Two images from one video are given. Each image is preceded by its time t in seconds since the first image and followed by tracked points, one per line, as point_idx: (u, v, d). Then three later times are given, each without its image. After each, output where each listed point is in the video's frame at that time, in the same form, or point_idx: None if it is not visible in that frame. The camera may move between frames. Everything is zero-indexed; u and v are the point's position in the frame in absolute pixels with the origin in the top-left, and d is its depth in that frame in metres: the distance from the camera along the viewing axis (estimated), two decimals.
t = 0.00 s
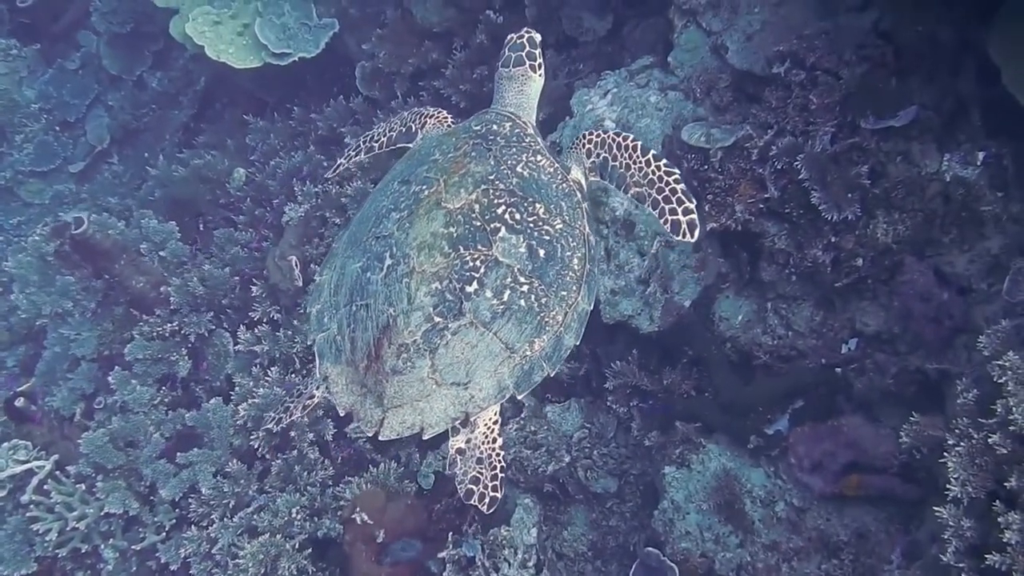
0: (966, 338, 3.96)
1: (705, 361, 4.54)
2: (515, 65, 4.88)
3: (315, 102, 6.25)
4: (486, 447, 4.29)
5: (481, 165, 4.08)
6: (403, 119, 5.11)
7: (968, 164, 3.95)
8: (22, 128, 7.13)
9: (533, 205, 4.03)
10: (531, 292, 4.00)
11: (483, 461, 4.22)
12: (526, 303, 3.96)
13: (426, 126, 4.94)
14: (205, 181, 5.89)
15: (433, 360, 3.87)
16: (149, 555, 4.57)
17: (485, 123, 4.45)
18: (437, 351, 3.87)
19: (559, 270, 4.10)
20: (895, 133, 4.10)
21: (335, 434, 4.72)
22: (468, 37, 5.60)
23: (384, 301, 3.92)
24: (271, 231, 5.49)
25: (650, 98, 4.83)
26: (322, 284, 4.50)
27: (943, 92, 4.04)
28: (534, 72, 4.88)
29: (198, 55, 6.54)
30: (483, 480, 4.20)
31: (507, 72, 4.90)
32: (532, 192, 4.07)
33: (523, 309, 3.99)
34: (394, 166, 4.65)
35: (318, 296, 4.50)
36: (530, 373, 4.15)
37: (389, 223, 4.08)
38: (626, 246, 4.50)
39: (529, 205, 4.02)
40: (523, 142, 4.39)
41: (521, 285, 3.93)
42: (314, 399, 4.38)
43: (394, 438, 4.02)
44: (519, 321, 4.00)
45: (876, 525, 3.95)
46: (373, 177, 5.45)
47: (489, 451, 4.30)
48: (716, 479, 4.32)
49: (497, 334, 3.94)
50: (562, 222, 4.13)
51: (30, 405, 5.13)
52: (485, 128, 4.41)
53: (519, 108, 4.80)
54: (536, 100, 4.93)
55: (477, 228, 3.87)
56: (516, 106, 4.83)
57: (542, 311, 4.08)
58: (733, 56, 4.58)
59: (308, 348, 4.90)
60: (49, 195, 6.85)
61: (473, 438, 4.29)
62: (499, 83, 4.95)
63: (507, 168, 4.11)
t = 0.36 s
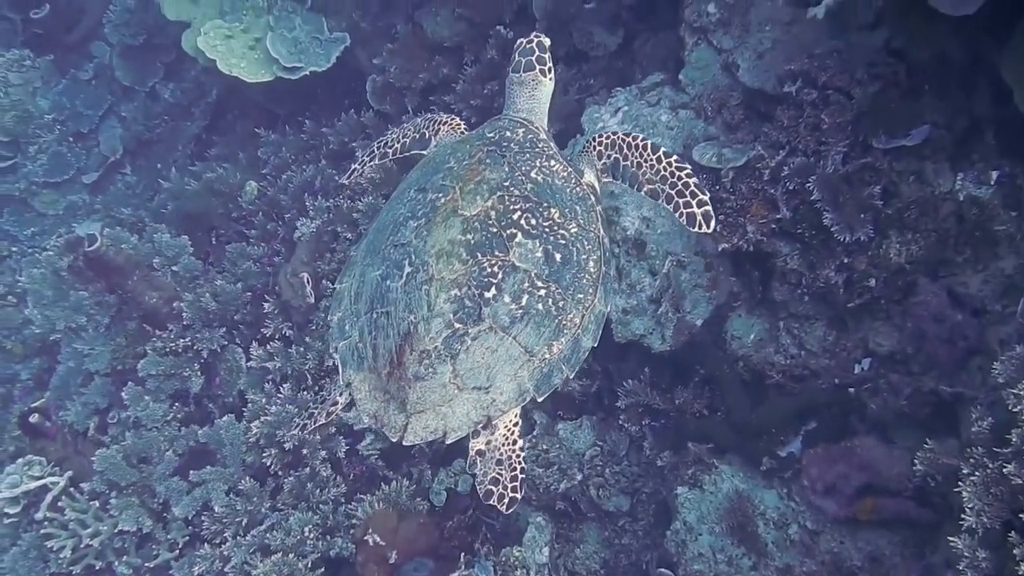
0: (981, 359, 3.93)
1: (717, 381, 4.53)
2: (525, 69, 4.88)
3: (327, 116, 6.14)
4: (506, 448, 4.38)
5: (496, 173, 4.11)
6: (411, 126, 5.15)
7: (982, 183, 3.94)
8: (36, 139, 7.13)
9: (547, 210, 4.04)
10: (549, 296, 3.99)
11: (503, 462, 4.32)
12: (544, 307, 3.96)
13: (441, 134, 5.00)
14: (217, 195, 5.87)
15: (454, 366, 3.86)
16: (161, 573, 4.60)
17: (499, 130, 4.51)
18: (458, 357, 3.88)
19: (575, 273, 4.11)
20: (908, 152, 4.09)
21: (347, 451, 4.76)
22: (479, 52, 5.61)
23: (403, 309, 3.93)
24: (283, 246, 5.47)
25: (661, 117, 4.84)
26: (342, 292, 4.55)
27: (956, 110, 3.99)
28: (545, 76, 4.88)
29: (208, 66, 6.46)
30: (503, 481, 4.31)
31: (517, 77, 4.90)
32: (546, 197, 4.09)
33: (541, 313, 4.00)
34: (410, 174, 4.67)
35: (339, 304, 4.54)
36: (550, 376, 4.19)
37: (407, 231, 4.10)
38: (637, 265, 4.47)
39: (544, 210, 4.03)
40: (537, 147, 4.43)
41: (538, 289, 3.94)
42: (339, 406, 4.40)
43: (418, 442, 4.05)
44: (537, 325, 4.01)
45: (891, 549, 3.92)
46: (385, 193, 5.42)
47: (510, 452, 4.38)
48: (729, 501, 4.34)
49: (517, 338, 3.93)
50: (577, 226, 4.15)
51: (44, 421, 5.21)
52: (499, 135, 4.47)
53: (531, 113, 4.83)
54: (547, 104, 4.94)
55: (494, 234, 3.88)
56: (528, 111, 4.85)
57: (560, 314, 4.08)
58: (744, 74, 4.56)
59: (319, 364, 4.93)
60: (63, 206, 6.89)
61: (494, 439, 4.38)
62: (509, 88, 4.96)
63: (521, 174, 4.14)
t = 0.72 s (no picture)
0: (998, 394, 3.82)
1: (733, 409, 4.52)
2: (540, 80, 4.91)
3: (344, 133, 6.14)
4: (531, 453, 4.39)
5: (515, 183, 4.10)
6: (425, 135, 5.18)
7: (1001, 215, 3.88)
8: (55, 152, 7.24)
9: (566, 219, 4.05)
10: (570, 304, 4.01)
11: (529, 467, 4.37)
12: (565, 314, 3.96)
13: (459, 145, 5.00)
14: (234, 212, 5.92)
15: (478, 374, 3.84)
16: None
17: (516, 141, 4.54)
18: (482, 365, 3.85)
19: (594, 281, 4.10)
20: (925, 183, 4.05)
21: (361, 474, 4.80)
22: (496, 72, 5.60)
23: (426, 319, 3.90)
24: (299, 266, 5.50)
25: (678, 145, 4.83)
26: (365, 302, 4.51)
27: (975, 141, 3.96)
28: (560, 86, 4.91)
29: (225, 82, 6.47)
30: (529, 485, 4.36)
31: (532, 88, 4.93)
32: (565, 207, 4.11)
33: (562, 321, 4.00)
34: (429, 185, 4.68)
35: (362, 315, 4.50)
36: (572, 383, 4.19)
37: (429, 243, 4.08)
38: (651, 293, 4.46)
39: (563, 219, 4.04)
40: (554, 157, 4.43)
41: (559, 297, 3.94)
42: (366, 421, 4.52)
43: (444, 451, 4.02)
44: (559, 332, 4.00)
45: None
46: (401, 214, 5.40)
47: (535, 457, 4.40)
48: (744, 531, 4.36)
49: (539, 346, 3.95)
50: (596, 234, 4.15)
51: (60, 441, 5.23)
52: (517, 146, 4.48)
53: (548, 123, 4.80)
54: (563, 113, 4.94)
55: (515, 244, 3.87)
56: (544, 120, 4.84)
57: (581, 321, 4.09)
58: (762, 102, 4.56)
59: (335, 387, 4.96)
60: (82, 220, 6.99)
61: (518, 445, 4.40)
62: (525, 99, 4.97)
63: (539, 185, 4.14)
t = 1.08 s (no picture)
0: (1009, 422, 3.74)
1: (742, 435, 4.54)
2: (546, 87, 4.91)
3: (353, 152, 6.19)
4: (548, 456, 4.48)
5: (527, 190, 4.16)
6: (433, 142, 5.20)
7: (1011, 243, 3.78)
8: (67, 169, 7.22)
9: (578, 225, 4.11)
10: (583, 308, 4.07)
11: (545, 470, 4.44)
12: (578, 318, 4.04)
13: (469, 153, 5.05)
14: (243, 232, 5.91)
15: (495, 379, 3.93)
16: None
17: (526, 148, 4.59)
18: (498, 369, 3.93)
19: (606, 285, 4.17)
20: (936, 211, 4.02)
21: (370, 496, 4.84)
22: (506, 94, 5.63)
23: (443, 325, 3.96)
24: (309, 286, 5.52)
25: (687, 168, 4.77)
26: (381, 309, 4.60)
27: (985, 168, 3.84)
28: (566, 91, 4.90)
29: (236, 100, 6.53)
30: (546, 487, 4.41)
31: (539, 95, 4.94)
32: (576, 213, 4.17)
33: (576, 324, 4.07)
34: (441, 194, 4.75)
35: (378, 321, 4.59)
36: (587, 385, 4.31)
37: (443, 250, 4.12)
38: (661, 318, 4.48)
39: (575, 225, 4.10)
40: (564, 164, 4.50)
41: (572, 302, 4.01)
42: (393, 430, 4.62)
43: (463, 454, 4.13)
44: (572, 335, 4.09)
45: None
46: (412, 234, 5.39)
47: (552, 459, 4.48)
48: (754, 558, 4.33)
49: (554, 349, 4.01)
50: (607, 239, 4.21)
51: (70, 461, 5.22)
52: (527, 154, 4.54)
53: (556, 131, 4.87)
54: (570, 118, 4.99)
55: (528, 250, 3.92)
56: (553, 129, 4.91)
57: (594, 324, 4.16)
58: (771, 128, 4.54)
59: (344, 409, 4.99)
60: (92, 237, 7.08)
61: (535, 447, 4.49)
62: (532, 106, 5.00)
63: (551, 191, 4.20)
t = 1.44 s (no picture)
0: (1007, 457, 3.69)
1: (739, 465, 4.58)
2: (540, 94, 4.97)
3: (353, 172, 6.18)
4: (551, 458, 4.50)
5: (528, 197, 4.19)
6: (427, 148, 5.29)
7: (1011, 278, 3.74)
8: (66, 183, 7.25)
9: (577, 230, 4.17)
10: (585, 311, 4.09)
11: (549, 472, 4.46)
12: (581, 322, 4.07)
13: (467, 162, 5.17)
14: (240, 250, 5.91)
15: (499, 382, 3.93)
16: None
17: (526, 155, 4.62)
18: (502, 373, 3.93)
19: (607, 288, 4.22)
20: (935, 245, 3.99)
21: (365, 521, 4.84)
22: (506, 117, 5.65)
23: (446, 331, 3.97)
24: (305, 305, 5.54)
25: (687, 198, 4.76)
26: (382, 317, 4.61)
27: (984, 203, 3.92)
28: (560, 97, 4.97)
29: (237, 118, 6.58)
30: (550, 490, 4.44)
31: (534, 102, 4.97)
32: (576, 218, 4.22)
33: (578, 327, 4.09)
34: (442, 201, 4.78)
35: (379, 329, 4.59)
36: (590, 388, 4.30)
37: (445, 256, 4.14)
38: (659, 345, 4.53)
39: (575, 230, 4.16)
40: (564, 171, 4.56)
41: (574, 305, 4.04)
42: (391, 429, 4.56)
43: (467, 458, 4.10)
44: (575, 338, 4.10)
45: None
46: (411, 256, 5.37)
47: (555, 461, 4.50)
48: None
49: (557, 352, 4.03)
50: (606, 244, 4.27)
51: (63, 481, 5.12)
52: (527, 161, 4.59)
53: (555, 136, 4.91)
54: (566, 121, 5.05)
55: (530, 255, 3.96)
56: (551, 135, 4.94)
57: (595, 327, 4.18)
58: (771, 157, 4.55)
59: (339, 432, 4.96)
60: (89, 252, 7.10)
61: (537, 449, 4.48)
62: (528, 113, 5.06)
63: (551, 197, 4.24)
